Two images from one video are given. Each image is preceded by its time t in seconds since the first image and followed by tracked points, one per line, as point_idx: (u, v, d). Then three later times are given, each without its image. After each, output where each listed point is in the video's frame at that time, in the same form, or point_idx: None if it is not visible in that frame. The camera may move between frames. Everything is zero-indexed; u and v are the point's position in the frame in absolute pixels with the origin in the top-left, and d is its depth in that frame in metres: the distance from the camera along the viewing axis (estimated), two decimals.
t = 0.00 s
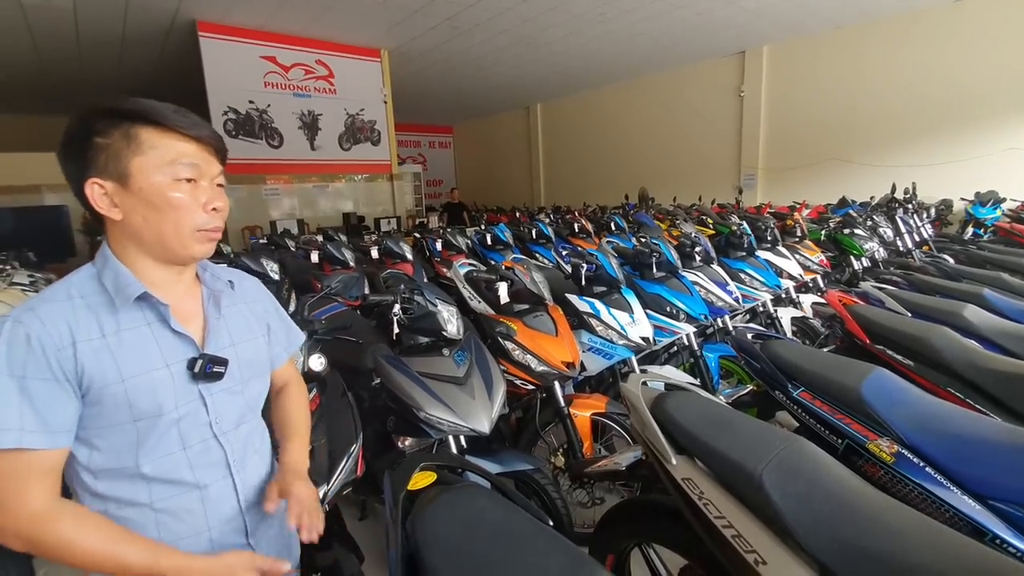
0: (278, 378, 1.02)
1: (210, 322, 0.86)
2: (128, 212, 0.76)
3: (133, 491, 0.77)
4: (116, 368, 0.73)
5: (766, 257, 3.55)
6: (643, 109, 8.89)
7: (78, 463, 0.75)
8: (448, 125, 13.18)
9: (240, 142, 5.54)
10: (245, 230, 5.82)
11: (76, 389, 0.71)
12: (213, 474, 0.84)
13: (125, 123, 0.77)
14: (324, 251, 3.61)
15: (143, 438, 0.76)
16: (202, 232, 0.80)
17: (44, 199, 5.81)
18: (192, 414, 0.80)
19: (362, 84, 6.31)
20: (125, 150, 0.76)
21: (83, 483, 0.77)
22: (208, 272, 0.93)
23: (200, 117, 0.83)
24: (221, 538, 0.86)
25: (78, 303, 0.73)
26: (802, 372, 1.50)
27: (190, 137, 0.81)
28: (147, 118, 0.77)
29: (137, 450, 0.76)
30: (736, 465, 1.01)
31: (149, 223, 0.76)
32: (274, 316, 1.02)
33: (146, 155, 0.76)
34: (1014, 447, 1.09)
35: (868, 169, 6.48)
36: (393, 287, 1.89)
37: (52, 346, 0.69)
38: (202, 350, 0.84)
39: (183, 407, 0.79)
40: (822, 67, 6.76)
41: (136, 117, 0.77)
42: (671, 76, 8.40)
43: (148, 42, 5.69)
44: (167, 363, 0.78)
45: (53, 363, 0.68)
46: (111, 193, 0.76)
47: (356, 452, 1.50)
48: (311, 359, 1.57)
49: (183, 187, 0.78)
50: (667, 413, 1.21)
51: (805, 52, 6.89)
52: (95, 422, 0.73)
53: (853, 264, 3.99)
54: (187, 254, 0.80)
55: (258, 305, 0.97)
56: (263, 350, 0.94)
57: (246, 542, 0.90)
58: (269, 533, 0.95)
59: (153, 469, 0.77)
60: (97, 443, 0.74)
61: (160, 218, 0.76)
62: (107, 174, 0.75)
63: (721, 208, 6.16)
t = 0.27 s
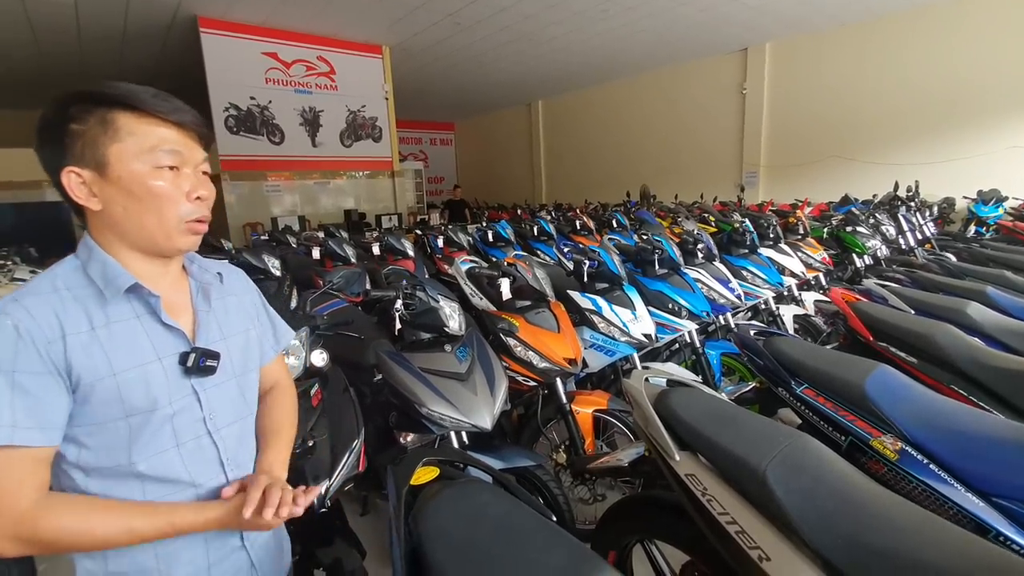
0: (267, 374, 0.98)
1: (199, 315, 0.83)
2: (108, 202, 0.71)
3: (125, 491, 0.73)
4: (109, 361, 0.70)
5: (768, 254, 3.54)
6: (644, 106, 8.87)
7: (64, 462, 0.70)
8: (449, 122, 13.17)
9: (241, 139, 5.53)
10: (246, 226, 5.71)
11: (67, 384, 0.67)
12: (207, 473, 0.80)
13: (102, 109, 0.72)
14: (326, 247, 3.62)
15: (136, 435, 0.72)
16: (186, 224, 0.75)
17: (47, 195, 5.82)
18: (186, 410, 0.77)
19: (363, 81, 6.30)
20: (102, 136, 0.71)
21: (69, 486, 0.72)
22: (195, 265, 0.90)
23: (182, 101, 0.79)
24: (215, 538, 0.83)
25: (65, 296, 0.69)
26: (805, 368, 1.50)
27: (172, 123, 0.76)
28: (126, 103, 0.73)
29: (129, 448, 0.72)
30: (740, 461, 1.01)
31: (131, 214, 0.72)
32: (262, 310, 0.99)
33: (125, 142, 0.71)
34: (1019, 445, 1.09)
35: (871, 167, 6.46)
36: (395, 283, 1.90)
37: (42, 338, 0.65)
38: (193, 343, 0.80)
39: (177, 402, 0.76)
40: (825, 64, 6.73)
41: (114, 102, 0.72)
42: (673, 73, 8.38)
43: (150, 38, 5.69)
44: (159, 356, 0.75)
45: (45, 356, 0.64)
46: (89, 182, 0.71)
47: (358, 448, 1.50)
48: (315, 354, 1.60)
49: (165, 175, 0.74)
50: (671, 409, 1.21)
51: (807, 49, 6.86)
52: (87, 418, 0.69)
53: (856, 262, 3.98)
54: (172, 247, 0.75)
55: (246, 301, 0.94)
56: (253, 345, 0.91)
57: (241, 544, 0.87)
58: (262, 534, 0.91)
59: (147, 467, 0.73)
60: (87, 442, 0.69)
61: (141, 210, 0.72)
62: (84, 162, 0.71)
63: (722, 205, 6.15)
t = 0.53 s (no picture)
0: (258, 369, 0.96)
1: (190, 306, 0.82)
2: (92, 188, 0.70)
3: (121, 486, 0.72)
4: (99, 355, 0.69)
5: (771, 249, 3.53)
6: (647, 101, 8.82)
7: (54, 460, 0.69)
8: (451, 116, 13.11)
9: (242, 133, 5.52)
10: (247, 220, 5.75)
11: (56, 378, 0.65)
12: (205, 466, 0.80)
13: (82, 92, 0.71)
14: (327, 241, 3.60)
15: (130, 429, 0.71)
16: (175, 211, 0.75)
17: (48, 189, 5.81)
18: (181, 402, 0.76)
19: (364, 74, 6.26)
20: (84, 120, 0.70)
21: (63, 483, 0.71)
22: (182, 255, 0.89)
23: (166, 84, 0.77)
24: (215, 531, 0.82)
25: (51, 288, 0.68)
26: (809, 362, 1.49)
27: (156, 106, 0.75)
28: (109, 86, 0.71)
29: (123, 443, 0.71)
30: (743, 454, 1.00)
31: (117, 201, 0.71)
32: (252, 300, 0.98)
33: (108, 126, 0.70)
34: None
35: (874, 162, 6.42)
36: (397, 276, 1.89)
37: (29, 333, 0.64)
38: (185, 335, 0.79)
39: (171, 395, 0.75)
40: (829, 59, 6.67)
41: (96, 85, 0.71)
42: (675, 68, 8.33)
43: (150, 31, 5.66)
44: (151, 349, 0.74)
45: (32, 351, 0.63)
46: (71, 169, 0.70)
47: (359, 441, 1.49)
48: (316, 348, 1.62)
49: (151, 161, 0.73)
50: (673, 402, 1.20)
51: (811, 43, 6.81)
52: (79, 413, 0.68)
53: (858, 257, 3.96)
54: (160, 235, 0.75)
55: (236, 290, 0.93)
56: (244, 335, 0.90)
57: (240, 537, 0.86)
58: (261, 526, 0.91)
59: (142, 461, 0.73)
60: (78, 438, 0.68)
61: (127, 196, 0.71)
62: (65, 147, 0.69)
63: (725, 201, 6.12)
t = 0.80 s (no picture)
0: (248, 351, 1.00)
1: (185, 298, 0.81)
2: (91, 176, 0.68)
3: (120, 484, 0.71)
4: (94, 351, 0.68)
5: (773, 245, 3.51)
6: (649, 95, 8.77)
7: (48, 458, 0.68)
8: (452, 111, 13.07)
9: (243, 127, 5.50)
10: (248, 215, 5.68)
11: (50, 375, 0.64)
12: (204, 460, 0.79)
13: (79, 76, 0.69)
14: (328, 235, 3.60)
15: (127, 425, 0.70)
16: (177, 201, 0.74)
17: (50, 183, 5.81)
18: (178, 397, 0.75)
19: (365, 68, 6.23)
20: (84, 106, 0.68)
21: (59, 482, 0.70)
22: (173, 245, 0.88)
23: (160, 70, 0.76)
24: (217, 525, 0.82)
25: (41, 282, 0.66)
26: (813, 357, 1.48)
27: (154, 92, 0.74)
28: (107, 70, 0.70)
29: (120, 439, 0.70)
30: (746, 450, 0.99)
31: (119, 189, 0.69)
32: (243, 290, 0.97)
33: (109, 112, 0.69)
34: None
35: (878, 158, 6.38)
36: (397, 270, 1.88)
37: (20, 331, 0.62)
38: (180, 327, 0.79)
39: (168, 390, 0.74)
40: (833, 53, 6.62)
41: (93, 69, 0.69)
42: (678, 62, 8.28)
43: (150, 24, 5.64)
44: (146, 343, 0.73)
45: (24, 349, 0.62)
46: (69, 155, 0.67)
47: (359, 435, 1.48)
48: (317, 341, 1.58)
49: (151, 148, 0.71)
50: (677, 397, 1.19)
51: (816, 37, 6.75)
52: (75, 410, 0.67)
53: (862, 253, 3.94)
54: (160, 225, 0.74)
55: (229, 280, 0.92)
56: (238, 328, 0.89)
57: (241, 531, 0.86)
58: (262, 518, 0.91)
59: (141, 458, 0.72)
60: (75, 436, 0.68)
61: (131, 184, 0.70)
62: (65, 133, 0.67)
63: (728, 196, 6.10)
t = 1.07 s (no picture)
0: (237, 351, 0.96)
1: (185, 290, 0.81)
2: (133, 170, 0.67)
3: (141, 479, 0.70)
4: (115, 346, 0.66)
5: (777, 241, 3.49)
6: (652, 91, 8.73)
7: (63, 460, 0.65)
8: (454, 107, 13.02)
9: (245, 122, 5.49)
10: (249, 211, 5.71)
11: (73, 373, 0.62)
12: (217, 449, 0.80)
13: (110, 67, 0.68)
14: (329, 231, 3.59)
15: (146, 419, 0.70)
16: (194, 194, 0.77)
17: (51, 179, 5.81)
18: (188, 388, 0.75)
19: (367, 63, 6.20)
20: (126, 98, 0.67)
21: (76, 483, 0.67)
22: (165, 238, 0.88)
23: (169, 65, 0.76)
24: (230, 514, 0.82)
25: (58, 279, 0.64)
26: (818, 355, 1.47)
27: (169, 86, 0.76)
28: (137, 63, 0.70)
29: (138, 431, 0.69)
30: (755, 446, 0.98)
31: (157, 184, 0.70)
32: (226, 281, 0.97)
33: (147, 106, 0.69)
34: None
35: (882, 155, 6.34)
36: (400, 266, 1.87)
37: (47, 329, 0.60)
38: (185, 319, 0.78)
39: (179, 381, 0.74)
40: (838, 49, 6.57)
41: (124, 61, 0.69)
42: (681, 58, 8.23)
43: (151, 19, 5.62)
44: (159, 336, 0.72)
45: (52, 347, 0.60)
46: (113, 147, 0.66)
47: (362, 431, 1.47)
48: (318, 337, 1.57)
49: (178, 143, 0.73)
50: (681, 394, 1.18)
51: (820, 33, 6.70)
52: (94, 407, 0.65)
53: (865, 250, 3.92)
54: (180, 217, 0.76)
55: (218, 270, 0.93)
56: (232, 316, 0.90)
57: (251, 516, 0.87)
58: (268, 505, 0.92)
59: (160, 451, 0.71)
60: (93, 433, 0.66)
61: (167, 179, 0.71)
62: (109, 123, 0.66)
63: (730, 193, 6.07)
